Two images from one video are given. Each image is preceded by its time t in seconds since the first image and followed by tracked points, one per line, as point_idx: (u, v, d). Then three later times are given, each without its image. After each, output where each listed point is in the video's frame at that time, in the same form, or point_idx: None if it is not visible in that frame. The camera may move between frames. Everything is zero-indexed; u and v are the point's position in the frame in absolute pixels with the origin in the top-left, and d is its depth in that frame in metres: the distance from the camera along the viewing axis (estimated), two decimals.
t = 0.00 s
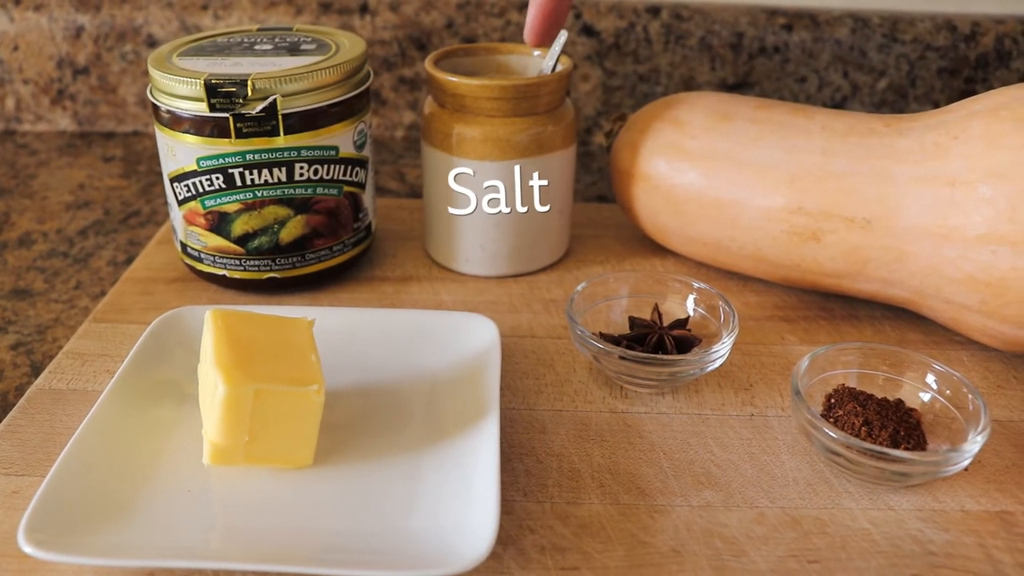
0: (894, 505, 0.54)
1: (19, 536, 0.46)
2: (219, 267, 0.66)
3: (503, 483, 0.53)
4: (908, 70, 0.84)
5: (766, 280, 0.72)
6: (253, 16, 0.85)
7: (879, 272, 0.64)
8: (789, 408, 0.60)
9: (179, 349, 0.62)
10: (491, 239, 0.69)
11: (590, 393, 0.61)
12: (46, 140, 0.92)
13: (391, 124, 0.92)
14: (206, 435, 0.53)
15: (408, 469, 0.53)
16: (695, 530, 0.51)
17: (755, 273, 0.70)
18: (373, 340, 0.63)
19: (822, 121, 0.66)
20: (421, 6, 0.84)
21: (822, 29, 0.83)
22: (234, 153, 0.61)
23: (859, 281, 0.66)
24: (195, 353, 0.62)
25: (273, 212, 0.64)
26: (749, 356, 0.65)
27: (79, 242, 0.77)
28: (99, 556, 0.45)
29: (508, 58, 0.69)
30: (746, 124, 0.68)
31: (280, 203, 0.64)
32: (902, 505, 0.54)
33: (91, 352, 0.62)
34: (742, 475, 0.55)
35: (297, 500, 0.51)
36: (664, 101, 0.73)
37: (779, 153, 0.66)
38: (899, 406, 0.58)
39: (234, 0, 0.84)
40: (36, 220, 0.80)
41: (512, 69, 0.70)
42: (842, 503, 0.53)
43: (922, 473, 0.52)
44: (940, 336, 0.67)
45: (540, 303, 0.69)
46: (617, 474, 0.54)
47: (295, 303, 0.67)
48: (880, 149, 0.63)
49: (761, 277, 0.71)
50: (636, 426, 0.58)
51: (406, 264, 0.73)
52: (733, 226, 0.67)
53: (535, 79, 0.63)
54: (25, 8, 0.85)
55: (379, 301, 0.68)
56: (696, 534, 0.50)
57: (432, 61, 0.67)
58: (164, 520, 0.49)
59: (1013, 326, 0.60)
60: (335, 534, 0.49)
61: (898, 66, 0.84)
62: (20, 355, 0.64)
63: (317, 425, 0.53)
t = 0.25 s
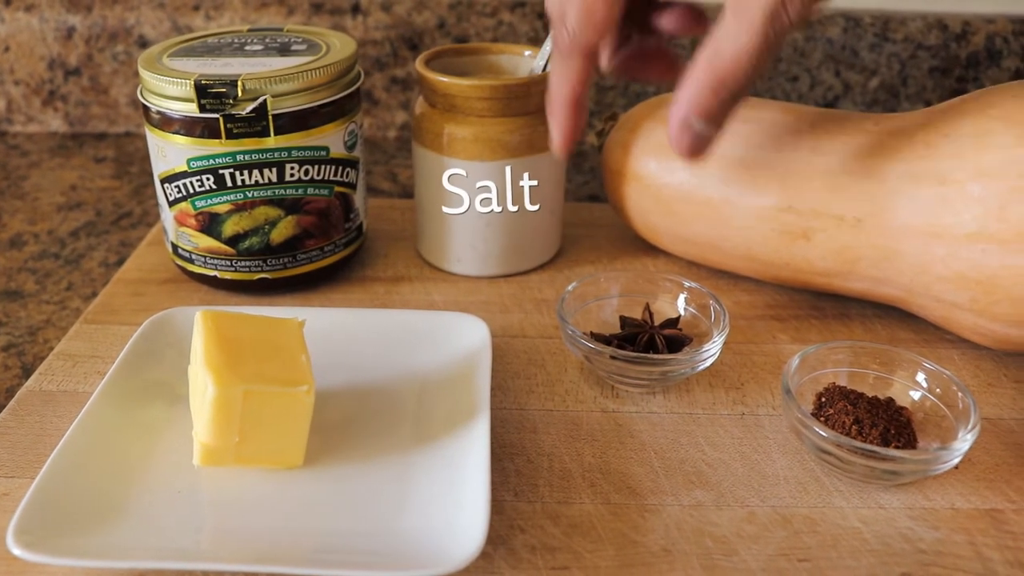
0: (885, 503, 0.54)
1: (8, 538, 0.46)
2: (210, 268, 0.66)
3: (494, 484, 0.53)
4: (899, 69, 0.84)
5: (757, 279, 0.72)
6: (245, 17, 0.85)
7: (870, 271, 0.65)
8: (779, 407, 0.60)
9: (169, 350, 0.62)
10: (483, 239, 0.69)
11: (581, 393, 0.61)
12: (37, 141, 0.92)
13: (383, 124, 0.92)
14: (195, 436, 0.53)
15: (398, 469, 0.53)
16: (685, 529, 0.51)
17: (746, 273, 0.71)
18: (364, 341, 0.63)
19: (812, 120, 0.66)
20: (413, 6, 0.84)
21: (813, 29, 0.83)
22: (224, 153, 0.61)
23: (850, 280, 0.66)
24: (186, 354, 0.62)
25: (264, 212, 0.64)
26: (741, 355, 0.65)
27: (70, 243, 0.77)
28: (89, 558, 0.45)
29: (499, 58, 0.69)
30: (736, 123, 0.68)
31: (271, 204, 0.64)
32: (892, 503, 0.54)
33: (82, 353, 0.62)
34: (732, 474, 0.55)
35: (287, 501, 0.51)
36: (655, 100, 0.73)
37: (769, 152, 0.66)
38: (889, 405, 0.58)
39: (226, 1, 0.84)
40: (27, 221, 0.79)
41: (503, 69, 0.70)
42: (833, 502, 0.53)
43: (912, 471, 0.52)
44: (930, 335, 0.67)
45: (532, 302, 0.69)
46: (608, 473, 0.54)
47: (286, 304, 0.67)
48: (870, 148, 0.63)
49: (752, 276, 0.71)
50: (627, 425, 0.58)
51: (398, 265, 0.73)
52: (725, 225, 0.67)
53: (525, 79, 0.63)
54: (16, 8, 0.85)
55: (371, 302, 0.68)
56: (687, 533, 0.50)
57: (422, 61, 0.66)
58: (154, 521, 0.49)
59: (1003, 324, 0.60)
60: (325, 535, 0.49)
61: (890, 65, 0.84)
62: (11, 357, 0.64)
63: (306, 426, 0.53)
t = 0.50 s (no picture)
0: (876, 502, 0.54)
1: None
2: (202, 269, 0.66)
3: (485, 484, 0.53)
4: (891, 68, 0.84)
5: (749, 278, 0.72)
6: (237, 17, 0.85)
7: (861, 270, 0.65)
8: (771, 406, 0.60)
9: (161, 351, 0.62)
10: (475, 239, 0.69)
11: (572, 393, 0.61)
12: (29, 142, 0.92)
13: (376, 124, 0.92)
14: (186, 437, 0.53)
15: (390, 470, 0.53)
16: (676, 529, 0.51)
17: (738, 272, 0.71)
18: (356, 341, 0.63)
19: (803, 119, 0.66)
20: (405, 6, 0.84)
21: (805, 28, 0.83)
22: (216, 154, 0.61)
23: (841, 278, 0.67)
24: (177, 354, 0.62)
25: (255, 213, 0.64)
26: (732, 354, 0.65)
27: (63, 244, 0.77)
28: (79, 559, 0.45)
29: (490, 58, 0.69)
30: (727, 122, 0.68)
31: (262, 204, 0.64)
32: (883, 501, 0.54)
33: (73, 355, 0.62)
34: (724, 473, 0.55)
35: (278, 502, 0.51)
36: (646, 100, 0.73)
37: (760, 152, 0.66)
38: (880, 403, 0.58)
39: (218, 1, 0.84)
40: (19, 222, 0.79)
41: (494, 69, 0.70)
42: (824, 500, 0.53)
43: (903, 470, 0.52)
44: (922, 334, 0.67)
45: (524, 302, 0.69)
46: (599, 473, 0.54)
47: (278, 305, 0.67)
48: (861, 147, 0.63)
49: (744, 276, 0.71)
50: (619, 425, 0.58)
51: (390, 265, 0.73)
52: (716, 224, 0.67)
53: (516, 79, 0.64)
54: (8, 9, 0.85)
55: (363, 302, 0.68)
56: (678, 533, 0.50)
57: (413, 61, 0.66)
58: (145, 523, 0.49)
59: (993, 322, 0.60)
60: (316, 536, 0.49)
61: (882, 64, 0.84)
62: (3, 358, 0.64)
63: (297, 426, 0.53)
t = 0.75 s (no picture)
0: (866, 500, 0.54)
1: None
2: (193, 270, 0.66)
3: (476, 483, 0.53)
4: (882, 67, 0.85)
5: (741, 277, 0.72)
6: (229, 18, 0.85)
7: (851, 270, 0.65)
8: (761, 405, 0.61)
9: (152, 352, 0.62)
10: (466, 239, 0.69)
11: (564, 393, 0.61)
12: (21, 144, 0.92)
13: (369, 124, 0.92)
14: (177, 438, 0.53)
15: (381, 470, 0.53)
16: (667, 528, 0.51)
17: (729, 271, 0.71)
18: (347, 342, 0.63)
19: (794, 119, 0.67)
20: (398, 6, 0.84)
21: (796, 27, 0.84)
22: (206, 155, 0.61)
23: (832, 277, 0.67)
24: (169, 355, 0.62)
25: (247, 214, 0.64)
26: (723, 353, 0.65)
27: (55, 246, 0.77)
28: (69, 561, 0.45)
29: (481, 59, 0.69)
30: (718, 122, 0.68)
31: (254, 205, 0.64)
32: (874, 500, 0.54)
33: (64, 356, 0.62)
34: (715, 472, 0.55)
35: (269, 502, 0.51)
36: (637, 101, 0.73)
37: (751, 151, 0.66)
38: (871, 402, 0.58)
39: (210, 2, 0.84)
40: (11, 224, 0.79)
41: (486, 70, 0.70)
42: (814, 499, 0.54)
43: (893, 468, 0.53)
44: (912, 333, 0.68)
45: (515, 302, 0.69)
46: (590, 472, 0.54)
47: (269, 305, 0.67)
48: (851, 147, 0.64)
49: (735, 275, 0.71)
50: (610, 424, 0.58)
51: (382, 265, 0.73)
52: (707, 223, 0.67)
53: (507, 79, 0.64)
54: None
55: (354, 302, 0.68)
56: (669, 532, 0.50)
57: (404, 62, 0.67)
58: (136, 524, 0.49)
59: (983, 320, 0.60)
60: (308, 536, 0.49)
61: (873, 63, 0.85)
62: None
63: (288, 427, 0.53)
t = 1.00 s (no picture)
0: (856, 499, 0.54)
1: None
2: (183, 271, 0.66)
3: (466, 484, 0.53)
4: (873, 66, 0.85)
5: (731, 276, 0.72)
6: (220, 19, 0.85)
7: (841, 269, 0.65)
8: (751, 404, 0.61)
9: (142, 353, 0.62)
10: (456, 239, 0.69)
11: (554, 392, 0.61)
12: (12, 145, 0.92)
13: (360, 125, 0.91)
14: (166, 439, 0.53)
15: (371, 470, 0.53)
16: (657, 527, 0.51)
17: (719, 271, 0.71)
18: (337, 343, 0.63)
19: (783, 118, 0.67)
20: (389, 6, 0.84)
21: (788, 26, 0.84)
22: (196, 156, 0.61)
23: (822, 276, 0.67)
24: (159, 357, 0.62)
25: (236, 214, 0.64)
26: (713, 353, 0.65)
27: (45, 247, 0.77)
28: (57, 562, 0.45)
29: (471, 59, 0.70)
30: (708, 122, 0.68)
31: (243, 206, 0.64)
32: (863, 498, 0.54)
33: (54, 357, 0.62)
34: (704, 471, 0.55)
35: (259, 503, 0.51)
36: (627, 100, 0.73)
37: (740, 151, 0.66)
38: (860, 400, 0.58)
39: (201, 3, 0.84)
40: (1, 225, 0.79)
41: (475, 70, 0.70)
42: (804, 497, 0.54)
43: (882, 466, 0.53)
44: (902, 331, 0.68)
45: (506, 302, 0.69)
46: (579, 471, 0.54)
47: (260, 306, 0.67)
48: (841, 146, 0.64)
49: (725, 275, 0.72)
50: (600, 424, 0.58)
51: (372, 266, 0.73)
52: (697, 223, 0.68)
53: (496, 79, 0.64)
54: None
55: (345, 303, 0.68)
56: (658, 531, 0.50)
57: (394, 62, 0.67)
58: (125, 525, 0.49)
59: (973, 318, 0.60)
60: (297, 537, 0.49)
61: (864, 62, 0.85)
62: None
63: (277, 427, 0.53)
